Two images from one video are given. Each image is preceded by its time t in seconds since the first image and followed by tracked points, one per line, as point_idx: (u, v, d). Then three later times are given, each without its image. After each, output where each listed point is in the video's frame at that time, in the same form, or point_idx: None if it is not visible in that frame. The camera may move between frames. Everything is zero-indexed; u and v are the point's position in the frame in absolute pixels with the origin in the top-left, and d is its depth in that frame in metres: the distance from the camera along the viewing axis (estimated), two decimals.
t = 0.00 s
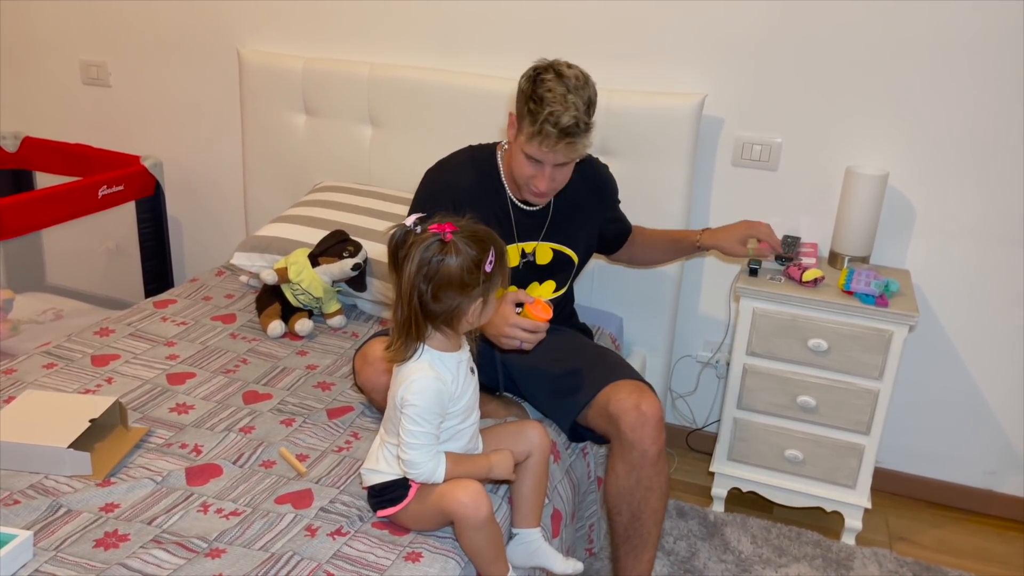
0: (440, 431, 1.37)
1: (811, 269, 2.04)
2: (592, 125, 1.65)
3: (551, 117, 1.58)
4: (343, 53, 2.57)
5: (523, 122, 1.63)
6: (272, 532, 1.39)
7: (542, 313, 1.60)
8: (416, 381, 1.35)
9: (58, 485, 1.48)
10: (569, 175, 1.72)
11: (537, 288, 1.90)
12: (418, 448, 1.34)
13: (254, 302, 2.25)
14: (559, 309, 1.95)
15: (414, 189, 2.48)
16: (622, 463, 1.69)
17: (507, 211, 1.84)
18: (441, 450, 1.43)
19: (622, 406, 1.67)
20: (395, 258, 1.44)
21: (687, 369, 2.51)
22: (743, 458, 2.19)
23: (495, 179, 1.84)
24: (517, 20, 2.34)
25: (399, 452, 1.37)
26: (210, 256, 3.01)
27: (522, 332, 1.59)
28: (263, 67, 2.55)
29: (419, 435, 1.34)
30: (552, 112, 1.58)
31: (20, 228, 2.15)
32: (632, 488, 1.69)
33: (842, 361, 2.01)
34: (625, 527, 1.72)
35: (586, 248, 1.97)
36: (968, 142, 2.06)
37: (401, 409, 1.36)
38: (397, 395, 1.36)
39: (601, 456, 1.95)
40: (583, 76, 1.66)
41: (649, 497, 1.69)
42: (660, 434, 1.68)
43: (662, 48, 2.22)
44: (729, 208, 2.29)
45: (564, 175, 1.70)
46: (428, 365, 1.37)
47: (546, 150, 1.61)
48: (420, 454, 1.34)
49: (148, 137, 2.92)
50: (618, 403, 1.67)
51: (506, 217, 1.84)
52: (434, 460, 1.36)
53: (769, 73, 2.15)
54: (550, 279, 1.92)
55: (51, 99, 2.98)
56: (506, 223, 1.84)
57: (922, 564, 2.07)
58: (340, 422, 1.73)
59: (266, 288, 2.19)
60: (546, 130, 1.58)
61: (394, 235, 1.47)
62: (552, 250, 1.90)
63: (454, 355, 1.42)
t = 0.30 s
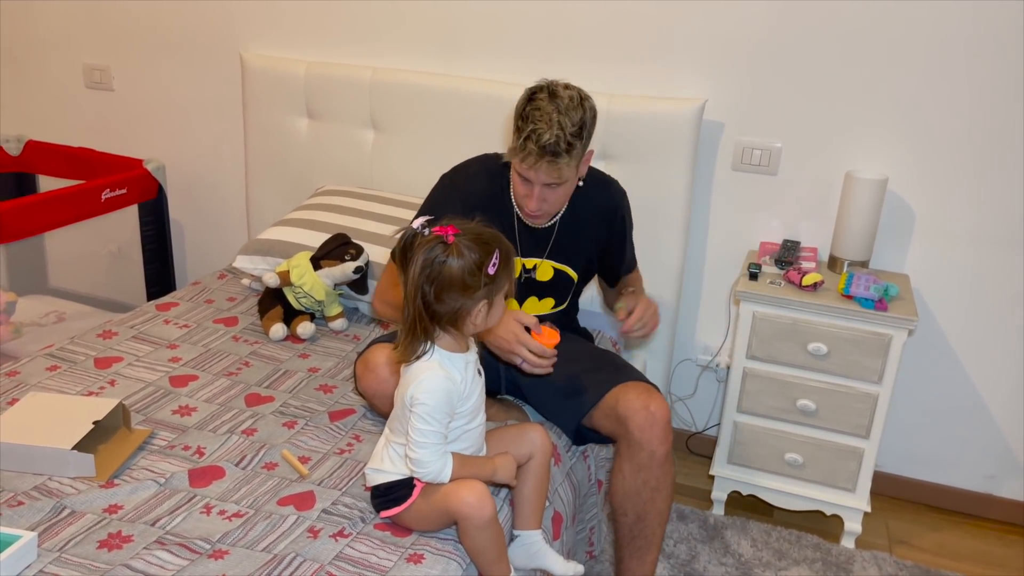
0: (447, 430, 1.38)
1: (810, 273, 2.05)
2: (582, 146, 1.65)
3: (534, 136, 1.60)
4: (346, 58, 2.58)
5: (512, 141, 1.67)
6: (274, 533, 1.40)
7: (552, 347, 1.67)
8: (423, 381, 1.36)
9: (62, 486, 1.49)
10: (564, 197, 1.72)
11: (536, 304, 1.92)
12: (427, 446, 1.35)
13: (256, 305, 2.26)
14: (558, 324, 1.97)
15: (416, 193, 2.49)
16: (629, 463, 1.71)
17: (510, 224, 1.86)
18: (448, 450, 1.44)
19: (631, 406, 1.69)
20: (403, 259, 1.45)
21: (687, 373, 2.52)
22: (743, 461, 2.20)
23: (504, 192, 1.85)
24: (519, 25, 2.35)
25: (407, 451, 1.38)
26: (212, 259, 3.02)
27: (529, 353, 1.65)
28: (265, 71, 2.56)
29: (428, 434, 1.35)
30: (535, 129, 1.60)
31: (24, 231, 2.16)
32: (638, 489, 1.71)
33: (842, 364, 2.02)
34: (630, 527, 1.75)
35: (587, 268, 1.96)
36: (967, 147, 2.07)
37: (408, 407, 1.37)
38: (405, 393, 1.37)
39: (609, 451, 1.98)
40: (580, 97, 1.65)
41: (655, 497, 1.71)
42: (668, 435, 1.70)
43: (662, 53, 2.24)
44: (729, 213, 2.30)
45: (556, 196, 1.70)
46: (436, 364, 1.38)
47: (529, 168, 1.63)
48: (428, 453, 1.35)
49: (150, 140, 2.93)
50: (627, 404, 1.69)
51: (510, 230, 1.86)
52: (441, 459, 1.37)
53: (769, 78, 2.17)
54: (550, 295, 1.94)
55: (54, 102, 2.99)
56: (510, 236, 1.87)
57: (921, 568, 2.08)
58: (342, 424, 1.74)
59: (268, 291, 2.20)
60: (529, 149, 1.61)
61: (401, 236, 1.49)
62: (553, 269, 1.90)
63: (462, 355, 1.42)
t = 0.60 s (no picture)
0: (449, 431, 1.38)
1: (810, 278, 2.06)
2: (600, 181, 1.58)
3: (552, 166, 1.53)
4: (348, 63, 2.59)
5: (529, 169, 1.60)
6: (277, 536, 1.40)
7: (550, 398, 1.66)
8: (427, 382, 1.37)
9: (66, 489, 1.50)
10: (577, 230, 1.65)
11: (542, 320, 1.88)
12: (431, 449, 1.35)
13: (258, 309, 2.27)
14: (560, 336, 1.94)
15: (417, 198, 2.50)
16: (640, 466, 1.76)
17: (520, 239, 1.82)
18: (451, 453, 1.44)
19: (647, 411, 1.74)
20: (407, 263, 1.47)
21: (687, 377, 2.52)
22: (743, 465, 2.20)
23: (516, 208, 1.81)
24: (520, 31, 2.36)
25: (410, 454, 1.39)
26: (213, 263, 3.03)
27: (523, 391, 1.64)
28: (267, 76, 2.58)
29: (432, 437, 1.35)
30: (554, 159, 1.53)
31: (27, 235, 2.17)
32: (648, 492, 1.75)
33: (842, 369, 2.03)
34: (637, 531, 1.78)
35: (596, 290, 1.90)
36: (967, 153, 2.08)
37: (412, 408, 1.37)
38: (409, 395, 1.38)
39: (618, 460, 1.96)
40: (604, 129, 1.59)
41: (665, 502, 1.76)
42: (683, 442, 1.75)
43: (663, 59, 2.25)
44: (730, 217, 2.31)
45: (568, 229, 1.63)
46: (439, 366, 1.39)
47: (544, 198, 1.56)
48: (431, 456, 1.36)
49: (152, 145, 2.94)
50: (643, 408, 1.75)
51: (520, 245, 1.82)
52: (445, 462, 1.37)
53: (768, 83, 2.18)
54: (555, 313, 1.89)
55: (56, 106, 3.00)
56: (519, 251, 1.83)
57: (921, 572, 2.08)
58: (344, 428, 1.75)
59: (270, 294, 2.21)
60: (545, 179, 1.54)
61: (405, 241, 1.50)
62: (560, 289, 1.85)
63: (466, 359, 1.43)
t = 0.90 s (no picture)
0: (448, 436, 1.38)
1: (810, 282, 2.06)
2: (612, 198, 1.56)
3: (565, 176, 1.52)
4: (348, 66, 2.60)
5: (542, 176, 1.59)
6: (277, 539, 1.40)
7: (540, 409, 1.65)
8: (427, 386, 1.37)
9: (66, 492, 1.50)
10: (584, 244, 1.63)
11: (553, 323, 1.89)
12: (430, 454, 1.36)
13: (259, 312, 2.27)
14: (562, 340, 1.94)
15: (418, 202, 2.51)
16: (652, 469, 1.78)
17: (530, 247, 1.79)
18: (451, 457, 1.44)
19: (662, 414, 1.78)
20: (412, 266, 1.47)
21: (686, 381, 2.52)
22: (743, 469, 2.20)
23: (526, 214, 1.79)
24: (521, 36, 2.37)
25: (409, 458, 1.39)
26: (214, 266, 3.03)
27: (519, 391, 1.64)
28: (268, 79, 2.58)
29: (431, 442, 1.36)
30: (567, 170, 1.53)
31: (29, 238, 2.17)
32: (659, 494, 1.78)
33: (843, 373, 2.03)
34: (645, 533, 1.81)
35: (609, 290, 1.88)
36: (967, 157, 2.08)
37: (412, 413, 1.38)
38: (409, 399, 1.39)
39: (619, 464, 1.96)
40: (623, 148, 1.57)
41: (675, 505, 1.79)
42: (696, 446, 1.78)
43: (663, 63, 2.25)
44: (730, 221, 2.31)
45: (574, 242, 1.61)
46: (439, 371, 1.39)
47: (553, 208, 1.55)
48: (430, 461, 1.36)
49: (153, 148, 2.95)
50: (658, 412, 1.78)
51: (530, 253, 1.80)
52: (444, 467, 1.38)
53: (768, 88, 2.18)
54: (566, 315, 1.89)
55: (58, 109, 3.01)
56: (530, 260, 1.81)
57: None
58: (343, 431, 1.75)
59: (270, 298, 2.21)
60: (556, 188, 1.53)
61: (411, 244, 1.51)
62: (573, 293, 1.84)
63: (466, 364, 1.43)
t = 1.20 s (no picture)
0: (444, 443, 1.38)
1: (810, 285, 2.06)
2: (635, 200, 1.56)
3: (595, 174, 1.51)
4: (349, 69, 2.60)
5: (568, 172, 1.57)
6: (276, 542, 1.40)
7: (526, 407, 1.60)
8: (419, 395, 1.36)
9: (64, 495, 1.50)
10: (598, 244, 1.63)
11: (554, 332, 1.89)
12: (427, 462, 1.36)
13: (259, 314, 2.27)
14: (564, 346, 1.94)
15: (418, 205, 2.51)
16: (660, 470, 1.78)
17: (535, 253, 1.79)
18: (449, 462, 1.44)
19: (671, 415, 1.78)
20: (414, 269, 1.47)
21: (686, 383, 2.52)
22: (743, 472, 2.20)
23: (531, 222, 1.78)
24: (521, 39, 2.37)
25: (406, 465, 1.39)
26: (214, 269, 3.03)
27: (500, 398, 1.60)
28: (269, 82, 2.58)
29: (427, 449, 1.35)
30: (597, 168, 1.51)
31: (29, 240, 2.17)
32: (667, 495, 1.78)
33: (843, 376, 2.02)
34: (651, 534, 1.81)
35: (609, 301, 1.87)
36: (967, 159, 2.08)
37: (406, 422, 1.37)
38: (404, 409, 1.38)
39: (618, 467, 1.97)
40: (646, 154, 1.57)
41: (683, 507, 1.79)
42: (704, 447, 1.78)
43: (662, 66, 2.25)
44: (730, 224, 2.31)
45: (590, 241, 1.60)
46: (433, 378, 1.39)
47: (579, 205, 1.54)
48: (427, 468, 1.36)
49: (154, 151, 2.95)
50: (668, 413, 1.78)
51: (534, 261, 1.80)
52: (441, 474, 1.37)
53: (768, 90, 2.18)
54: (568, 325, 1.89)
55: (58, 112, 3.01)
56: (534, 269, 1.81)
57: None
58: (343, 434, 1.75)
59: (270, 300, 2.21)
60: (586, 184, 1.51)
61: (414, 247, 1.51)
62: (575, 302, 1.84)
63: (461, 370, 1.43)
